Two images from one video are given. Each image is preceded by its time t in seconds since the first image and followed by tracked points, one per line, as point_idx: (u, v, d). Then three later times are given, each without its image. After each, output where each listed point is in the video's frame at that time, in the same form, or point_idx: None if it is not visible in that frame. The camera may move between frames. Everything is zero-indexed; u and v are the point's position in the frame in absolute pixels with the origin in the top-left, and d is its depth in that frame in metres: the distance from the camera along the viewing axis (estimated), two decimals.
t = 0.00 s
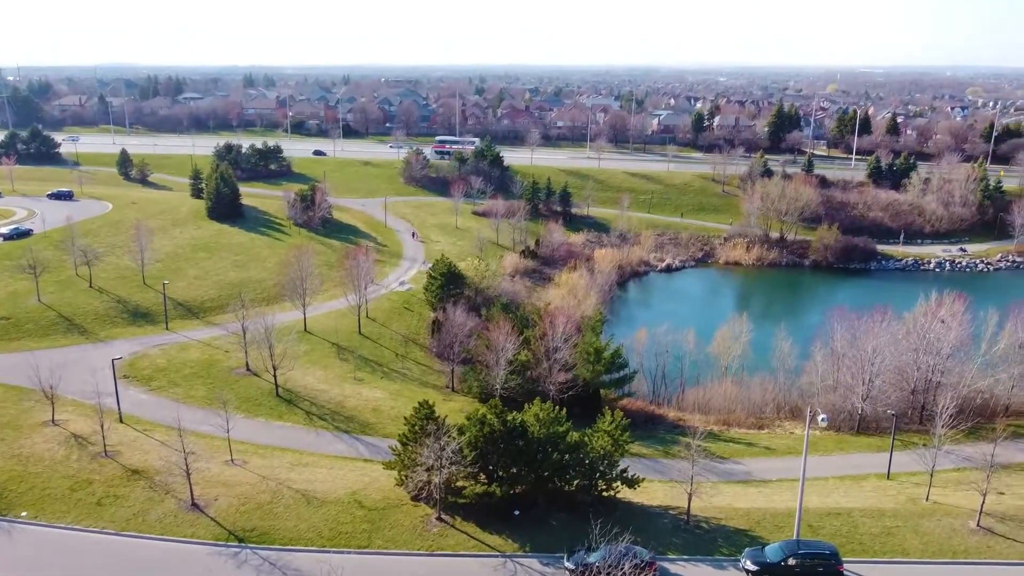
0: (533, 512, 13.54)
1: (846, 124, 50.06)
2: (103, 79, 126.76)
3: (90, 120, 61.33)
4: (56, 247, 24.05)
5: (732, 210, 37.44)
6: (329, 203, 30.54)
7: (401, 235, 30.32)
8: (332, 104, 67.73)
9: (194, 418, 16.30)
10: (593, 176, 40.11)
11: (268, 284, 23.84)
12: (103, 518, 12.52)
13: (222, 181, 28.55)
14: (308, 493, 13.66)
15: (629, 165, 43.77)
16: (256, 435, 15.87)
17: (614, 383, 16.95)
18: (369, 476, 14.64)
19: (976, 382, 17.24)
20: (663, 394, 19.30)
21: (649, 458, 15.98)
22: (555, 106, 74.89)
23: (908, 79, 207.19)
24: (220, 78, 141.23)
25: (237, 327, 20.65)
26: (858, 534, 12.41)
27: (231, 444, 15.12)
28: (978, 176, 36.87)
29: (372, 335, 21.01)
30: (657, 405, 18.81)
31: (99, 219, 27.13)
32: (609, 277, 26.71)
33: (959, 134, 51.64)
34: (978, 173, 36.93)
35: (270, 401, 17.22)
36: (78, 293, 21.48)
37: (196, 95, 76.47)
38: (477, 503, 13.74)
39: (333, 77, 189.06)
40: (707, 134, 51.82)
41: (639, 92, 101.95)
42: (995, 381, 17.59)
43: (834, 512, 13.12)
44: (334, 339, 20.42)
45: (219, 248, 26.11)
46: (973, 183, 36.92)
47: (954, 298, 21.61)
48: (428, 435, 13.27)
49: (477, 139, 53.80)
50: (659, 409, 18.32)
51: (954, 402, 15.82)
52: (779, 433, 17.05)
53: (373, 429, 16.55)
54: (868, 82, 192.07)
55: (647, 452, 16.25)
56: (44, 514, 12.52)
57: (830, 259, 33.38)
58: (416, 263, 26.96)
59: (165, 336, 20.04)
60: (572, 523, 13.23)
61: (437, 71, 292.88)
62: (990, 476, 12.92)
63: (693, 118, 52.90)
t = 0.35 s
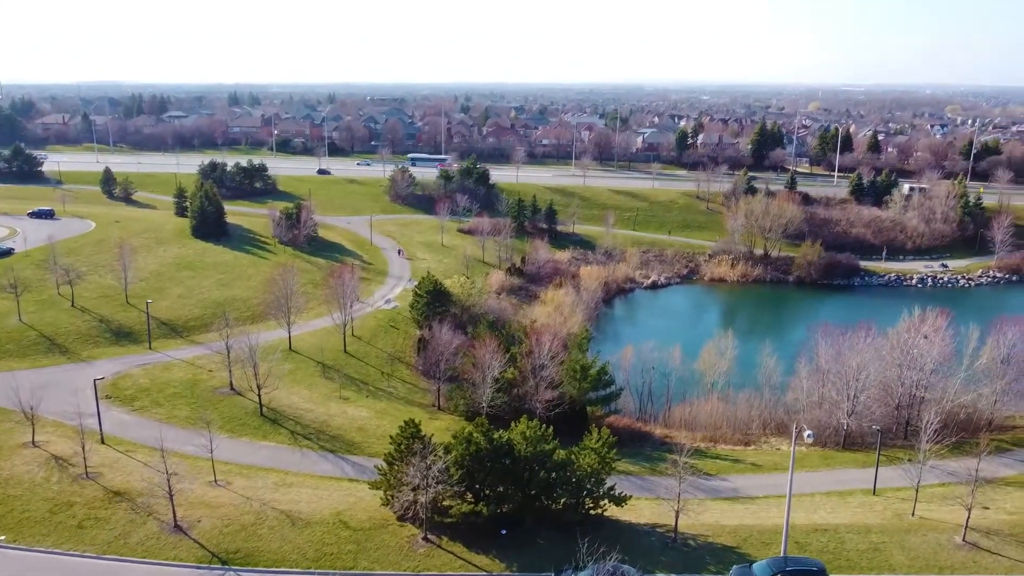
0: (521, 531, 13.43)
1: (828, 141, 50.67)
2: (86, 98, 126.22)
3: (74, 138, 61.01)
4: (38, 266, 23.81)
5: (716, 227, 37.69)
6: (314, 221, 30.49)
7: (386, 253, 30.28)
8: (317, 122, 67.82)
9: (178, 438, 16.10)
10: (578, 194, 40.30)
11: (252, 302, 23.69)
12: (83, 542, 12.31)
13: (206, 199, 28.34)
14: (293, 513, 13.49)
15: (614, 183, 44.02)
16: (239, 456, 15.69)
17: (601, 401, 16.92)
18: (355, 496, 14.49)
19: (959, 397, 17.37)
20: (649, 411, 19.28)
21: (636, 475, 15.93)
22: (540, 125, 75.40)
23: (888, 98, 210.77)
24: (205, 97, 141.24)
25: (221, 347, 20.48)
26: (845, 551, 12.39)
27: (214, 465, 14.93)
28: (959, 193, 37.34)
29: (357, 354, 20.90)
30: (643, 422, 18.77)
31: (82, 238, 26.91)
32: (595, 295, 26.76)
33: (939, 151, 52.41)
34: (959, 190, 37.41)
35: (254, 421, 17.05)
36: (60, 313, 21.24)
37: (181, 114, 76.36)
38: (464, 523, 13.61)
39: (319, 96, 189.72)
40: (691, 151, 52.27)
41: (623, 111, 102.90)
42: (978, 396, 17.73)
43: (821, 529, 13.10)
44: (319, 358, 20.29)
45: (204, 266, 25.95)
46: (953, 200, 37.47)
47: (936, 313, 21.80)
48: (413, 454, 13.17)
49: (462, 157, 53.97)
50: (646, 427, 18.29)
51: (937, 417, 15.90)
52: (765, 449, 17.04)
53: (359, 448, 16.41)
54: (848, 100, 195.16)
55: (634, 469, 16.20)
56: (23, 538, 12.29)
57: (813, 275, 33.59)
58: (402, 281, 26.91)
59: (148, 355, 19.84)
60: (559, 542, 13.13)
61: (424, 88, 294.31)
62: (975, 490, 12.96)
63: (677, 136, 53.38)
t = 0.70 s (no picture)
0: (507, 550, 13.32)
1: (811, 159, 51.24)
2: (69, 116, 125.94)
3: (56, 156, 60.65)
4: (19, 286, 23.56)
5: (701, 244, 37.91)
6: (299, 239, 30.41)
7: (372, 270, 30.21)
8: (302, 140, 67.82)
9: (160, 459, 15.89)
10: (563, 211, 40.44)
11: (237, 321, 23.53)
12: (63, 565, 12.08)
13: (191, 218, 28.21)
14: (277, 534, 13.33)
15: (599, 200, 44.23)
16: (222, 476, 15.48)
17: (587, 418, 16.89)
18: (340, 516, 14.34)
19: (943, 412, 17.46)
20: (635, 428, 19.24)
21: (623, 493, 15.86)
22: (525, 142, 75.77)
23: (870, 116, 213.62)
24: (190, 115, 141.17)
25: (205, 365, 20.29)
26: (833, 567, 12.37)
27: (197, 485, 14.74)
28: (939, 210, 37.80)
29: (343, 372, 20.78)
30: (630, 439, 18.73)
31: (64, 256, 26.67)
32: (581, 312, 26.79)
33: (919, 168, 53.09)
34: (939, 206, 37.85)
35: (238, 440, 16.88)
36: (40, 332, 20.99)
37: (165, 132, 76.09)
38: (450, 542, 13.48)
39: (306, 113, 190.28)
40: (675, 169, 52.67)
41: (607, 129, 103.75)
42: (962, 411, 17.84)
43: (808, 545, 13.08)
44: (304, 376, 20.15)
45: (188, 284, 25.78)
46: (934, 217, 38.00)
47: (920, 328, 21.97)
48: (399, 473, 13.05)
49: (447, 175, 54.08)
50: (632, 444, 18.25)
51: (922, 432, 15.97)
52: (751, 466, 17.04)
53: (343, 467, 16.25)
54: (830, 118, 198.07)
55: (621, 487, 16.14)
56: (1, 562, 12.05)
57: (797, 291, 33.75)
58: (387, 298, 26.84)
59: (130, 375, 19.62)
60: (546, 561, 13.04)
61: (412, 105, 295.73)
62: (959, 505, 12.99)
63: (661, 154, 53.81)
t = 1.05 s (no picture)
0: (495, 570, 13.19)
1: (794, 176, 51.78)
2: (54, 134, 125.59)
3: (39, 174, 60.25)
4: None
5: (686, 260, 38.10)
6: (284, 257, 30.34)
7: (358, 288, 30.13)
8: (288, 158, 67.79)
9: (143, 479, 15.68)
10: (549, 228, 40.57)
11: (221, 339, 23.36)
12: None
13: (175, 235, 28.11)
14: (261, 555, 13.15)
15: (584, 217, 44.41)
16: (205, 496, 15.29)
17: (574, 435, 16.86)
18: (325, 536, 14.16)
19: (928, 427, 17.55)
20: (622, 445, 19.21)
21: (610, 510, 15.79)
22: (511, 160, 76.09)
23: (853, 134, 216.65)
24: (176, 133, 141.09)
25: (188, 384, 20.10)
26: None
27: (180, 506, 14.53)
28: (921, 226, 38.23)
29: (329, 390, 20.64)
30: (617, 456, 18.67)
31: (46, 275, 26.43)
32: (568, 329, 26.80)
33: (901, 185, 53.72)
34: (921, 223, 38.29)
35: (222, 460, 16.69)
36: (21, 352, 20.73)
37: (149, 150, 75.82)
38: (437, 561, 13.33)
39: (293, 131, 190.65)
40: (660, 186, 53.02)
41: (592, 146, 104.44)
42: (946, 426, 17.94)
43: (796, 561, 13.04)
44: (289, 395, 19.99)
45: (172, 303, 25.59)
46: (916, 233, 38.49)
47: (903, 344, 22.14)
48: (385, 492, 12.93)
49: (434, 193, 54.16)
50: (619, 461, 18.21)
51: (907, 447, 16.04)
52: (738, 482, 17.02)
53: (328, 487, 16.08)
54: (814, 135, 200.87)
55: (608, 504, 16.08)
56: None
57: (782, 307, 33.94)
58: (373, 316, 26.75)
59: (113, 394, 19.40)
60: None
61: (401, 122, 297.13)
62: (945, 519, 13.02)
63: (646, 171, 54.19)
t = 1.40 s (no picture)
0: None
1: (777, 193, 52.25)
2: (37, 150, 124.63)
3: (21, 191, 59.78)
4: None
5: (672, 276, 38.26)
6: (269, 274, 30.20)
7: (343, 305, 30.02)
8: (273, 175, 67.65)
9: (125, 500, 15.46)
10: (535, 245, 40.65)
11: (205, 357, 23.17)
12: None
13: (159, 253, 28.01)
14: None
15: (570, 234, 44.53)
16: (189, 517, 15.10)
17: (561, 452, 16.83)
18: (310, 557, 13.99)
19: (914, 442, 17.64)
20: (610, 462, 19.17)
21: (597, 528, 15.70)
22: (497, 177, 76.31)
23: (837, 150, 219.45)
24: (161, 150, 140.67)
25: (172, 404, 19.89)
26: None
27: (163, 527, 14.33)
28: (904, 242, 38.64)
29: (314, 409, 20.49)
30: (604, 473, 18.62)
31: (28, 293, 26.16)
32: (554, 345, 26.79)
33: (883, 202, 54.29)
34: (903, 239, 38.69)
35: (206, 480, 16.50)
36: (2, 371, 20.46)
37: (133, 167, 75.42)
38: None
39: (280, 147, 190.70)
40: (646, 203, 53.29)
41: (577, 164, 104.90)
42: (931, 440, 18.04)
43: None
44: (274, 413, 19.82)
45: (155, 321, 25.39)
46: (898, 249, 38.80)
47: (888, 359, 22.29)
48: (371, 512, 12.83)
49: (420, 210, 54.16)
50: (606, 478, 18.16)
51: (893, 462, 16.10)
52: (725, 498, 17.01)
53: (314, 507, 15.92)
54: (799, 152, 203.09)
55: (595, 522, 15.98)
56: None
57: (767, 323, 34.11)
58: (359, 333, 26.64)
59: (95, 414, 19.16)
60: None
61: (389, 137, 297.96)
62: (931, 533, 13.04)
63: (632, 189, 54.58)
